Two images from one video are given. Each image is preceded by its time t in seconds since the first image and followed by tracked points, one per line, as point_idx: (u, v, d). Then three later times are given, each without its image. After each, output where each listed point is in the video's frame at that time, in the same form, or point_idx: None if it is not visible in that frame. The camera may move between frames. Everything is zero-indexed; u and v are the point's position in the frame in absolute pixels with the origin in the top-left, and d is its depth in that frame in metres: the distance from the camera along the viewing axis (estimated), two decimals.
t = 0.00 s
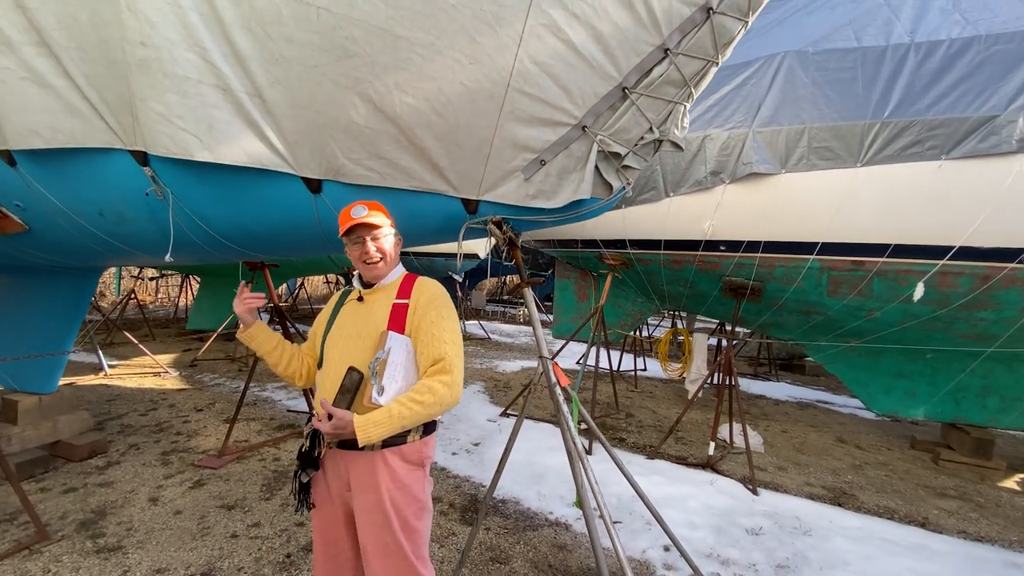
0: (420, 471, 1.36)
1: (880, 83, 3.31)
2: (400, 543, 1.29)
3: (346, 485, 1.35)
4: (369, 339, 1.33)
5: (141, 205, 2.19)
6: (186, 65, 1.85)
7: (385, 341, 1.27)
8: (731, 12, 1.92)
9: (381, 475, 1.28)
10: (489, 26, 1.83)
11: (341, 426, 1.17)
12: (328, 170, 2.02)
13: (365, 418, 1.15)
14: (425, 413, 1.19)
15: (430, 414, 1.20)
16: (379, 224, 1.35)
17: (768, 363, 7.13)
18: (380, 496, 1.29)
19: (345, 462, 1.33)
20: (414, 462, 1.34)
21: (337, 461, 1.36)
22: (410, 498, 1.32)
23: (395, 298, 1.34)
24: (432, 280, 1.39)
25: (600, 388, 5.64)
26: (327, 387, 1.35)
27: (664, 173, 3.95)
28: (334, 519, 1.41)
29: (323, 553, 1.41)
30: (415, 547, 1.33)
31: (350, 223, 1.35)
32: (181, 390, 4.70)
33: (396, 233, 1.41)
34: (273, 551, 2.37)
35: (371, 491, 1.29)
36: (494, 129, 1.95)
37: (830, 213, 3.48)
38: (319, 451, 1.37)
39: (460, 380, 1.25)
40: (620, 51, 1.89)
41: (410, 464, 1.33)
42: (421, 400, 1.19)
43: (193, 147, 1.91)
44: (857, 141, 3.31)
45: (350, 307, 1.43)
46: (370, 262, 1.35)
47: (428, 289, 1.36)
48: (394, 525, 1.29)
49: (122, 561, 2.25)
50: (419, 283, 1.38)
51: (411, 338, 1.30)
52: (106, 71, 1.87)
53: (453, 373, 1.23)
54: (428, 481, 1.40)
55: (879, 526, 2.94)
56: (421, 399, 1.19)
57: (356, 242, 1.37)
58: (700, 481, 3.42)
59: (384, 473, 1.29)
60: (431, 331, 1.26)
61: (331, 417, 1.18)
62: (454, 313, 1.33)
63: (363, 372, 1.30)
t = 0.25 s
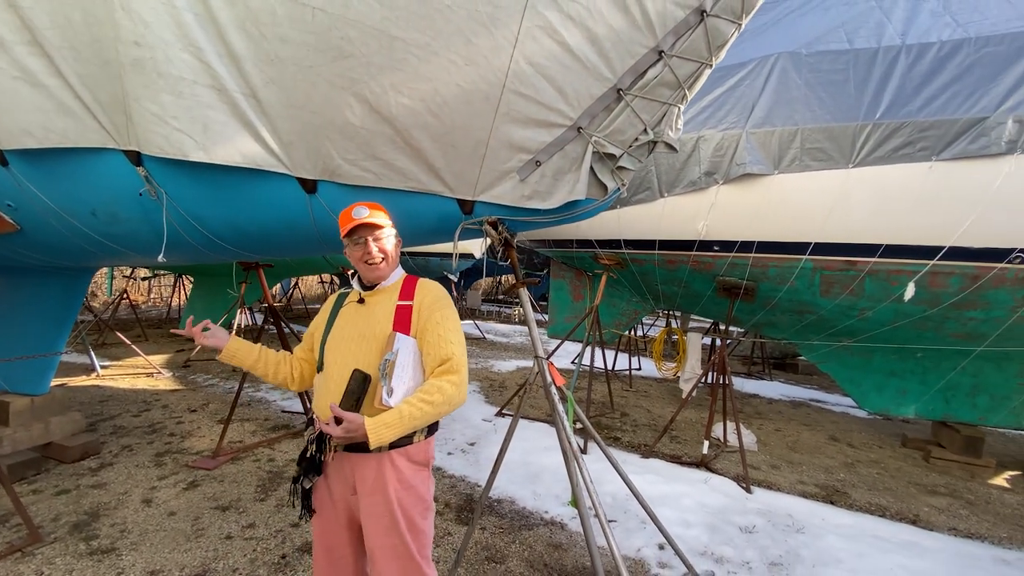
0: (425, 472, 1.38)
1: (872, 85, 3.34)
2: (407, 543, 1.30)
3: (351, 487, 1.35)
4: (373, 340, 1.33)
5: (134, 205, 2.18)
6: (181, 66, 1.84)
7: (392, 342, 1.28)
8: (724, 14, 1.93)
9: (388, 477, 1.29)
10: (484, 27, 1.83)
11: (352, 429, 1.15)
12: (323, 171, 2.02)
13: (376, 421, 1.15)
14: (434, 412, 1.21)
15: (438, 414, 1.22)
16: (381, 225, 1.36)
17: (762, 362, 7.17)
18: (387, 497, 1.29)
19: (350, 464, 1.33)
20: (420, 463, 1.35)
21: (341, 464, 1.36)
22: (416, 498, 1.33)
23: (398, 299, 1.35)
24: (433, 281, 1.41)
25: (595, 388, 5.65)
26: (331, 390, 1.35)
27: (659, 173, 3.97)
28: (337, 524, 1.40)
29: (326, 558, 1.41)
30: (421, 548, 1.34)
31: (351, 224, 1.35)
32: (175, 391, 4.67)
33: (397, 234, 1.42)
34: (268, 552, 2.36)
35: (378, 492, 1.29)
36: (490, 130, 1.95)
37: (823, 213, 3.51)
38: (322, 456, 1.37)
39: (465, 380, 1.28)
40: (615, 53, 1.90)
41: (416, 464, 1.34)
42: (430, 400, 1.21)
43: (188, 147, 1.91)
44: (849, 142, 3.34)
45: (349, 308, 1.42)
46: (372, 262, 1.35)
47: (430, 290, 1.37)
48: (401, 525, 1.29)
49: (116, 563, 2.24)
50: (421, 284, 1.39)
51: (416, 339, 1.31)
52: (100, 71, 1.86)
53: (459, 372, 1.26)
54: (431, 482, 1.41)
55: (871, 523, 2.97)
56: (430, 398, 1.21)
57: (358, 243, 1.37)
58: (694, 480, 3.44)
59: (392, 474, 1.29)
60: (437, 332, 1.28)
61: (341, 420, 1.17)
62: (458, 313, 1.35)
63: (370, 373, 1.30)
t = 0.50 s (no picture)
0: (428, 471, 1.38)
1: (865, 86, 3.36)
2: (411, 543, 1.30)
3: (353, 488, 1.34)
4: (375, 340, 1.33)
5: (128, 205, 2.17)
6: (175, 64, 1.84)
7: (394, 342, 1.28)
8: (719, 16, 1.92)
9: (392, 478, 1.29)
10: (480, 27, 1.83)
11: (359, 430, 1.14)
12: (319, 171, 2.02)
13: (382, 421, 1.15)
14: (439, 411, 1.22)
15: (442, 412, 1.23)
16: (376, 225, 1.35)
17: (757, 361, 7.20)
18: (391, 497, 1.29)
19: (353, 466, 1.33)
20: (423, 462, 1.36)
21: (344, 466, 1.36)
22: (419, 498, 1.34)
23: (398, 299, 1.35)
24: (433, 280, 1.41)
25: (591, 387, 5.67)
26: (333, 392, 1.34)
27: (654, 173, 3.98)
28: (339, 526, 1.40)
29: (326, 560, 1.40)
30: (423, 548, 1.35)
31: (347, 225, 1.35)
32: (169, 392, 4.65)
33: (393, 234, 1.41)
34: (264, 553, 2.35)
35: (382, 493, 1.29)
36: (486, 130, 1.96)
37: (816, 213, 3.54)
38: (325, 457, 1.36)
39: (468, 378, 1.29)
40: (610, 53, 1.90)
41: (419, 464, 1.35)
42: (435, 398, 1.21)
43: (182, 147, 1.90)
44: (843, 143, 3.37)
45: (348, 310, 1.42)
46: (368, 262, 1.35)
47: (430, 289, 1.38)
48: (405, 525, 1.30)
49: (111, 564, 2.23)
50: (421, 283, 1.39)
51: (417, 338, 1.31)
52: (93, 70, 1.85)
53: (463, 370, 1.26)
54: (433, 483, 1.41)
55: (864, 521, 3.00)
56: (435, 397, 1.22)
57: (354, 244, 1.37)
58: (689, 479, 3.46)
59: (396, 475, 1.29)
60: (439, 331, 1.28)
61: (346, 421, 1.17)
62: (458, 313, 1.36)
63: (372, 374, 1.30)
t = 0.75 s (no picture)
0: (426, 473, 1.38)
1: (859, 87, 3.38)
2: (409, 545, 1.30)
3: (352, 489, 1.34)
4: (374, 341, 1.33)
5: (123, 204, 2.16)
6: (170, 64, 1.83)
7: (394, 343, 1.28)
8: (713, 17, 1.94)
9: (391, 480, 1.29)
10: (475, 27, 1.84)
11: (363, 433, 1.16)
12: (315, 171, 2.02)
13: (384, 424, 1.16)
14: (440, 411, 1.23)
15: (443, 413, 1.24)
16: (374, 226, 1.35)
17: (752, 361, 7.23)
18: (390, 498, 1.29)
19: (352, 466, 1.32)
20: (422, 463, 1.36)
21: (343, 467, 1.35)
22: (418, 499, 1.34)
23: (397, 299, 1.36)
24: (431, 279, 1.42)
25: (587, 387, 5.68)
26: (333, 393, 1.34)
27: (650, 173, 4.00)
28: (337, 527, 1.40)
29: (324, 560, 1.40)
30: (421, 549, 1.35)
31: (344, 225, 1.35)
32: (165, 392, 4.64)
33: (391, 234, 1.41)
34: (260, 553, 2.35)
35: (381, 494, 1.29)
36: (481, 130, 1.96)
37: (811, 214, 3.56)
38: (323, 459, 1.36)
39: (467, 378, 1.30)
40: (605, 53, 1.91)
41: (418, 465, 1.35)
42: (437, 400, 1.23)
43: (177, 146, 1.89)
44: (837, 143, 3.38)
45: (347, 309, 1.42)
46: (365, 262, 1.35)
47: (429, 289, 1.38)
48: (403, 527, 1.30)
49: (106, 565, 2.22)
50: (420, 283, 1.39)
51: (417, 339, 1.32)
52: (87, 69, 1.85)
53: (462, 371, 1.27)
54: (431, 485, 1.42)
55: (858, 519, 3.01)
56: (436, 398, 1.23)
57: (352, 244, 1.37)
58: (685, 478, 3.47)
59: (395, 477, 1.29)
60: (439, 332, 1.29)
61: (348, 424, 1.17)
62: (457, 313, 1.37)
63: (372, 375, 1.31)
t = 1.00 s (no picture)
0: (418, 475, 1.39)
1: (854, 88, 3.39)
2: (401, 547, 1.31)
3: (344, 491, 1.35)
4: (369, 345, 1.33)
5: (118, 205, 2.16)
6: (165, 64, 1.83)
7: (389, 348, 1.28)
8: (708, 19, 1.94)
9: (382, 484, 1.29)
10: (470, 27, 1.84)
11: (364, 452, 1.14)
12: (310, 171, 2.02)
13: (385, 439, 1.14)
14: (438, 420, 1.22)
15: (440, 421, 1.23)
16: (369, 227, 1.35)
17: (749, 360, 7.24)
18: (381, 501, 1.29)
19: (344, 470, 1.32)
20: (414, 466, 1.36)
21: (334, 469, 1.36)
22: (410, 501, 1.35)
23: (392, 303, 1.36)
24: (426, 282, 1.41)
25: (585, 386, 5.69)
26: (328, 398, 1.34)
27: (647, 174, 4.00)
28: (330, 530, 1.40)
29: (317, 561, 1.40)
30: (412, 552, 1.36)
31: (340, 226, 1.36)
32: (162, 392, 4.63)
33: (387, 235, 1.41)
34: (256, 553, 2.35)
35: (372, 497, 1.29)
36: (477, 131, 1.96)
37: (807, 214, 3.57)
38: (313, 461, 1.35)
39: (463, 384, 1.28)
40: (600, 54, 1.91)
41: (409, 467, 1.36)
42: (434, 409, 1.21)
43: (172, 147, 1.89)
44: (833, 144, 3.40)
45: (342, 311, 1.42)
46: (359, 265, 1.35)
47: (424, 293, 1.38)
48: (395, 529, 1.30)
49: (101, 566, 2.22)
50: (414, 286, 1.39)
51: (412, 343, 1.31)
52: (82, 69, 1.85)
53: (458, 376, 1.26)
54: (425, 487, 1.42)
55: (853, 518, 3.02)
56: (433, 407, 1.21)
57: (347, 245, 1.37)
58: (681, 477, 3.48)
59: (387, 480, 1.30)
60: (434, 337, 1.28)
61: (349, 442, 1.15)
62: (453, 317, 1.36)
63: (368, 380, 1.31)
